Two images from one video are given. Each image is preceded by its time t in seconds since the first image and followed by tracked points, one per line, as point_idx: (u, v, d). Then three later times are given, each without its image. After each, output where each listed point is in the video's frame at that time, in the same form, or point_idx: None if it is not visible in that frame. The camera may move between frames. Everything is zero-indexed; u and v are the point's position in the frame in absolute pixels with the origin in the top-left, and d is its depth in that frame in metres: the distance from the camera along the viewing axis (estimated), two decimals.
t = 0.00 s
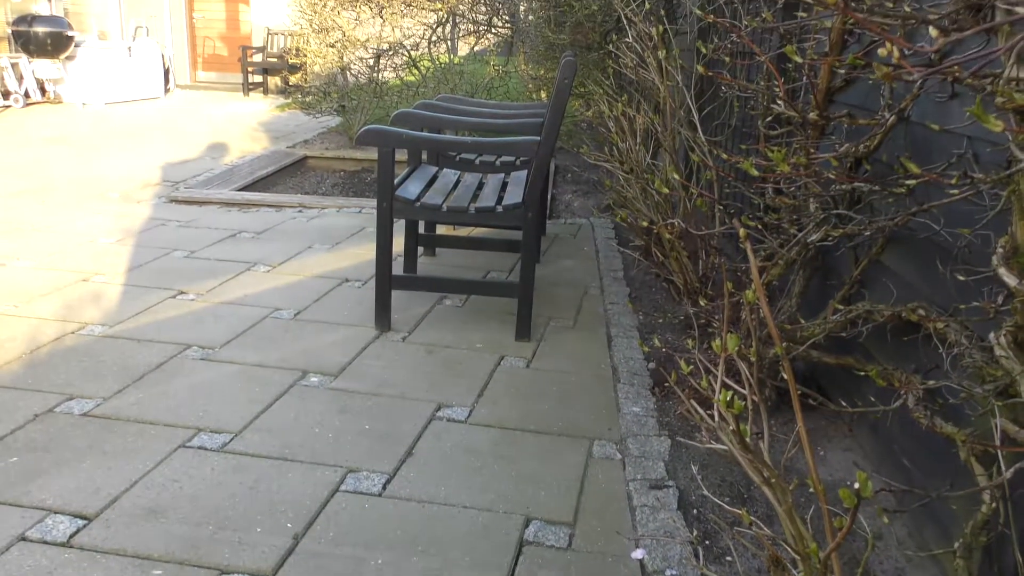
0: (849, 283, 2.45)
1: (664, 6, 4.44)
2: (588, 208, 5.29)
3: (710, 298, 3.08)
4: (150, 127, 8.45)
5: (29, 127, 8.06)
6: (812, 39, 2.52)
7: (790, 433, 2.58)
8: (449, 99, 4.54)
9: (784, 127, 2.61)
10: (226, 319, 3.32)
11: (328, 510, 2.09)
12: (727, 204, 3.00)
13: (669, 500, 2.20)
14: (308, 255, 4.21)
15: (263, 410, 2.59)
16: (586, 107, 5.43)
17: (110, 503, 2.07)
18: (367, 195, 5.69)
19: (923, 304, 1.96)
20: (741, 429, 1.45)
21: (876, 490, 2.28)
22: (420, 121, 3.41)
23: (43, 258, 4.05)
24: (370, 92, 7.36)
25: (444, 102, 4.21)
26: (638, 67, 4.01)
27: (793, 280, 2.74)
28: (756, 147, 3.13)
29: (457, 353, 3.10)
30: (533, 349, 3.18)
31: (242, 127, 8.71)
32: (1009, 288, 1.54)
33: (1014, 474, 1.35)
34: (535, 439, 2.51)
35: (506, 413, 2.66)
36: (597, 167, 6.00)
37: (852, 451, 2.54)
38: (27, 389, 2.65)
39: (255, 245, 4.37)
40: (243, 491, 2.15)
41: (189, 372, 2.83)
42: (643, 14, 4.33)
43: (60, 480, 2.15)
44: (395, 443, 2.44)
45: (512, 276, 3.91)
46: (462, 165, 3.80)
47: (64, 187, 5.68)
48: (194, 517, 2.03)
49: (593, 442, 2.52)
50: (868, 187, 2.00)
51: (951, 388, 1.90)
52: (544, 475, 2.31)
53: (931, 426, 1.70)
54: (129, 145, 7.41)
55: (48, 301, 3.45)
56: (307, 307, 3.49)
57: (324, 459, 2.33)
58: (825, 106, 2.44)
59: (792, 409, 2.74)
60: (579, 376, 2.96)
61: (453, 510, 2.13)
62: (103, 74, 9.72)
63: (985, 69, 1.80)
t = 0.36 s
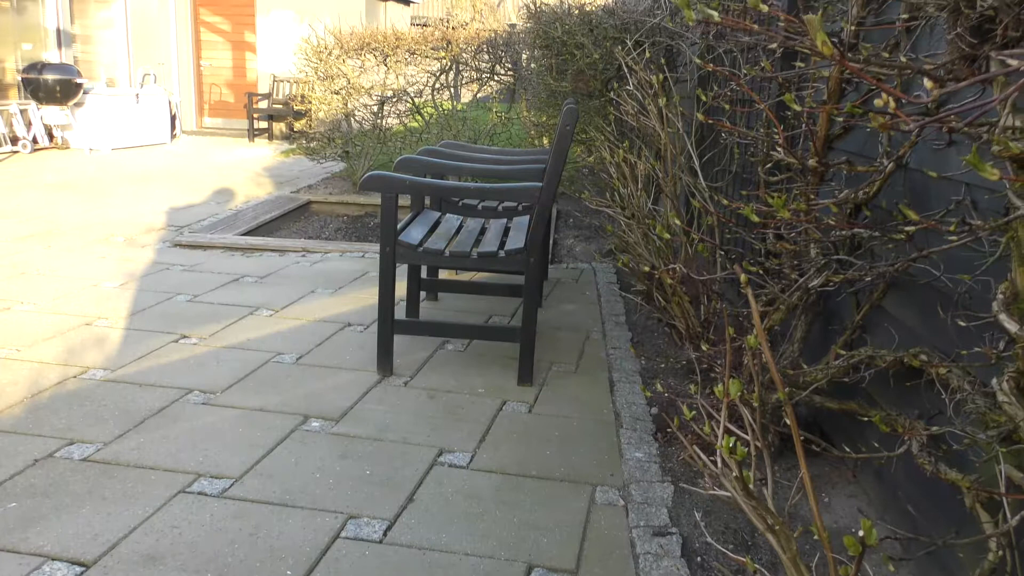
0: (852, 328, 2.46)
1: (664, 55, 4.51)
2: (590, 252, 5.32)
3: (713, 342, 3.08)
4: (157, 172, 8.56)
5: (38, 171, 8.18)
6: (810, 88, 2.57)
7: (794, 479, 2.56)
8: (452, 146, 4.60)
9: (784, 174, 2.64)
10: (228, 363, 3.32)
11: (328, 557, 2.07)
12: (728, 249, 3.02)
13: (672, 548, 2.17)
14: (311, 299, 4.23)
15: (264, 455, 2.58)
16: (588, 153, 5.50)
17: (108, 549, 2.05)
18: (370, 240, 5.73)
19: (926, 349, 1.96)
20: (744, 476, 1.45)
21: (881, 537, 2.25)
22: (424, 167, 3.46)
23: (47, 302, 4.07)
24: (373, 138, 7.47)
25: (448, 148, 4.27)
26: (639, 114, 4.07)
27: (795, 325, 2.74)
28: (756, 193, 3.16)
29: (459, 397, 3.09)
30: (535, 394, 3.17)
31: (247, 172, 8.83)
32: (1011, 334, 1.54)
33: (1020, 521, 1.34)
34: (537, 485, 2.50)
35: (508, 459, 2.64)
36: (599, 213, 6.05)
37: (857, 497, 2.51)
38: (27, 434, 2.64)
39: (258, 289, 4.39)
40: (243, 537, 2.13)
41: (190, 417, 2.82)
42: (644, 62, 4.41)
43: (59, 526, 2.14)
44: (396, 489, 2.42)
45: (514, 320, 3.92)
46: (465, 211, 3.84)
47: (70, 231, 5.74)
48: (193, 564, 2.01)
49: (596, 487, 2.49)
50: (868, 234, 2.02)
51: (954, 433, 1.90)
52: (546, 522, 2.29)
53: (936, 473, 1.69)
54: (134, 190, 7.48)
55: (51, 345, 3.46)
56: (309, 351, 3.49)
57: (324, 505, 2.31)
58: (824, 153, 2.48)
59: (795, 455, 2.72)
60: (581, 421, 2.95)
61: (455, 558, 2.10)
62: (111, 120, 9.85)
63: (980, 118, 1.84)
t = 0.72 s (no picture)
0: (853, 369, 2.46)
1: (663, 98, 4.57)
2: (590, 293, 5.34)
3: (713, 383, 3.08)
4: (159, 213, 8.62)
5: (41, 212, 8.23)
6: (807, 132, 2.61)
7: (797, 521, 2.54)
8: (453, 187, 4.65)
9: (782, 216, 2.67)
10: (227, 404, 3.31)
11: None
12: (728, 290, 3.03)
13: None
14: (312, 339, 4.23)
15: (263, 497, 2.55)
16: (588, 195, 5.56)
17: None
18: (371, 280, 5.75)
19: (927, 391, 1.96)
20: (747, 519, 1.45)
21: None
22: (426, 208, 3.49)
23: (47, 342, 4.07)
24: (375, 179, 7.55)
25: (448, 190, 4.31)
26: (638, 156, 4.11)
27: (796, 366, 2.74)
28: (756, 234, 3.18)
29: (459, 438, 3.07)
30: (536, 435, 3.16)
31: (249, 213, 8.89)
32: (1011, 375, 1.55)
33: None
34: (538, 527, 2.47)
35: (508, 500, 2.62)
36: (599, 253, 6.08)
37: (861, 540, 2.49)
38: (25, 476, 2.62)
39: (259, 330, 4.39)
40: None
41: (189, 458, 2.80)
42: (642, 105, 4.47)
43: (54, 569, 2.11)
44: (395, 531, 2.39)
45: (514, 361, 3.92)
46: (466, 252, 3.86)
47: (71, 271, 5.76)
48: None
49: (597, 530, 2.47)
50: (868, 276, 2.04)
51: (957, 475, 1.89)
52: (547, 564, 2.26)
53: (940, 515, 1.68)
54: (137, 230, 7.52)
55: (50, 386, 3.45)
56: (308, 391, 3.48)
57: (323, 547, 2.29)
58: (823, 195, 2.50)
59: (798, 497, 2.70)
60: (582, 462, 2.93)
61: None
62: (115, 161, 9.95)
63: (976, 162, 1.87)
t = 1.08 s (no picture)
0: (853, 395, 2.45)
1: (661, 124, 4.61)
2: (590, 318, 5.34)
3: (714, 409, 3.07)
4: (159, 239, 8.64)
5: (41, 238, 8.25)
6: (804, 159, 2.63)
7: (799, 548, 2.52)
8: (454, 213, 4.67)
9: (781, 242, 2.68)
10: (226, 431, 3.29)
11: None
12: (728, 317, 3.04)
13: None
14: (311, 365, 4.22)
15: (261, 524, 2.54)
16: (587, 221, 5.58)
17: None
18: (371, 306, 5.76)
19: (927, 417, 1.96)
20: (748, 547, 1.45)
21: None
22: (427, 234, 3.50)
23: (46, 369, 4.06)
24: (375, 205, 7.59)
25: (449, 215, 4.33)
26: (638, 182, 4.14)
27: (796, 392, 2.74)
28: (755, 260, 3.20)
29: (459, 465, 3.06)
30: (536, 461, 3.14)
31: (249, 239, 8.92)
32: (1011, 401, 1.55)
33: None
34: (538, 554, 2.45)
35: (508, 527, 2.60)
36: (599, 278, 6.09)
37: (863, 567, 2.47)
38: (22, 503, 2.61)
39: (258, 355, 4.39)
40: None
41: (187, 485, 2.78)
42: (641, 131, 4.51)
43: None
44: (395, 558, 2.38)
45: (514, 387, 3.91)
46: (465, 277, 3.87)
47: (71, 298, 5.76)
48: None
49: (598, 557, 2.45)
50: (867, 301, 2.05)
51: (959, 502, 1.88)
52: None
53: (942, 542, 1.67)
54: (137, 257, 7.54)
55: (48, 412, 3.44)
56: (308, 417, 3.47)
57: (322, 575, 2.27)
58: (821, 221, 2.52)
59: (799, 524, 2.68)
60: (583, 489, 2.91)
61: None
62: (116, 188, 10.00)
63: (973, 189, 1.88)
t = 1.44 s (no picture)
0: (853, 422, 2.45)
1: (660, 151, 4.65)
2: (589, 345, 5.35)
3: (714, 437, 3.07)
4: (159, 264, 8.66)
5: (40, 264, 8.27)
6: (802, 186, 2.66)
7: None
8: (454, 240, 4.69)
9: (780, 268, 2.69)
10: (225, 457, 3.28)
11: None
12: (727, 343, 3.04)
13: None
14: (310, 392, 4.22)
15: (259, 552, 2.52)
16: (587, 247, 5.61)
17: None
18: (370, 332, 5.76)
19: (927, 444, 1.96)
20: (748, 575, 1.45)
21: None
22: (427, 260, 3.52)
23: (44, 394, 4.05)
24: (375, 231, 7.62)
25: (448, 242, 4.35)
26: (637, 209, 4.16)
27: (796, 419, 2.73)
28: (754, 286, 3.21)
29: (458, 493, 3.05)
30: (535, 489, 3.13)
31: (249, 264, 8.94)
32: (1010, 428, 1.55)
33: None
34: None
35: (507, 555, 2.59)
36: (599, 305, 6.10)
37: None
38: (18, 530, 2.59)
39: (257, 382, 4.38)
40: None
41: (185, 512, 2.77)
42: (639, 159, 4.55)
43: None
44: None
45: (513, 414, 3.90)
46: (464, 304, 3.88)
47: (70, 323, 5.76)
48: None
49: None
50: (866, 328, 2.05)
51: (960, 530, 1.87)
52: None
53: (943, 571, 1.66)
54: (137, 282, 7.55)
55: (46, 438, 3.43)
56: (306, 445, 3.46)
57: None
58: (819, 248, 2.53)
59: (800, 553, 2.67)
60: (582, 517, 2.90)
61: None
62: (117, 213, 10.04)
63: (970, 216, 1.90)
